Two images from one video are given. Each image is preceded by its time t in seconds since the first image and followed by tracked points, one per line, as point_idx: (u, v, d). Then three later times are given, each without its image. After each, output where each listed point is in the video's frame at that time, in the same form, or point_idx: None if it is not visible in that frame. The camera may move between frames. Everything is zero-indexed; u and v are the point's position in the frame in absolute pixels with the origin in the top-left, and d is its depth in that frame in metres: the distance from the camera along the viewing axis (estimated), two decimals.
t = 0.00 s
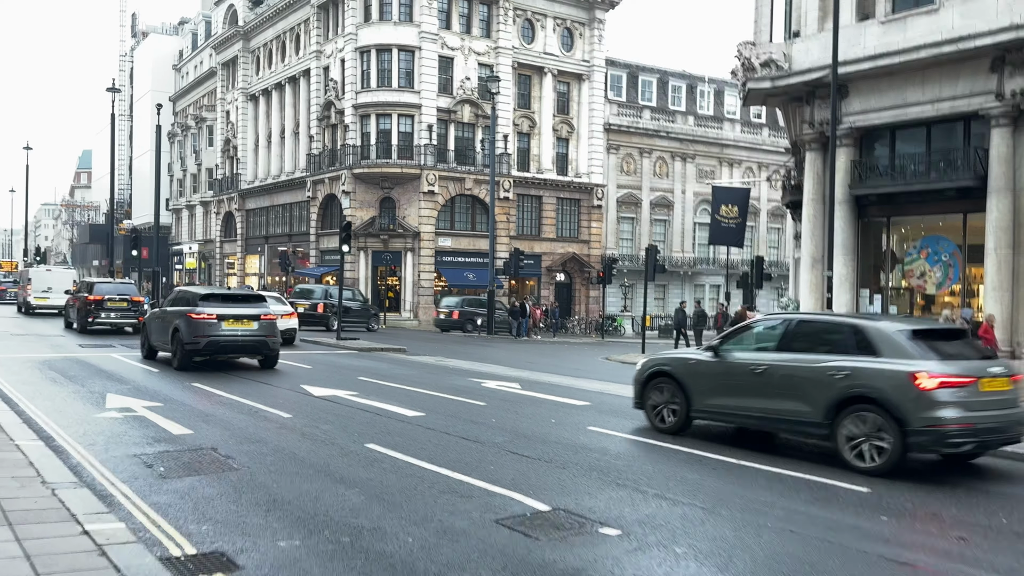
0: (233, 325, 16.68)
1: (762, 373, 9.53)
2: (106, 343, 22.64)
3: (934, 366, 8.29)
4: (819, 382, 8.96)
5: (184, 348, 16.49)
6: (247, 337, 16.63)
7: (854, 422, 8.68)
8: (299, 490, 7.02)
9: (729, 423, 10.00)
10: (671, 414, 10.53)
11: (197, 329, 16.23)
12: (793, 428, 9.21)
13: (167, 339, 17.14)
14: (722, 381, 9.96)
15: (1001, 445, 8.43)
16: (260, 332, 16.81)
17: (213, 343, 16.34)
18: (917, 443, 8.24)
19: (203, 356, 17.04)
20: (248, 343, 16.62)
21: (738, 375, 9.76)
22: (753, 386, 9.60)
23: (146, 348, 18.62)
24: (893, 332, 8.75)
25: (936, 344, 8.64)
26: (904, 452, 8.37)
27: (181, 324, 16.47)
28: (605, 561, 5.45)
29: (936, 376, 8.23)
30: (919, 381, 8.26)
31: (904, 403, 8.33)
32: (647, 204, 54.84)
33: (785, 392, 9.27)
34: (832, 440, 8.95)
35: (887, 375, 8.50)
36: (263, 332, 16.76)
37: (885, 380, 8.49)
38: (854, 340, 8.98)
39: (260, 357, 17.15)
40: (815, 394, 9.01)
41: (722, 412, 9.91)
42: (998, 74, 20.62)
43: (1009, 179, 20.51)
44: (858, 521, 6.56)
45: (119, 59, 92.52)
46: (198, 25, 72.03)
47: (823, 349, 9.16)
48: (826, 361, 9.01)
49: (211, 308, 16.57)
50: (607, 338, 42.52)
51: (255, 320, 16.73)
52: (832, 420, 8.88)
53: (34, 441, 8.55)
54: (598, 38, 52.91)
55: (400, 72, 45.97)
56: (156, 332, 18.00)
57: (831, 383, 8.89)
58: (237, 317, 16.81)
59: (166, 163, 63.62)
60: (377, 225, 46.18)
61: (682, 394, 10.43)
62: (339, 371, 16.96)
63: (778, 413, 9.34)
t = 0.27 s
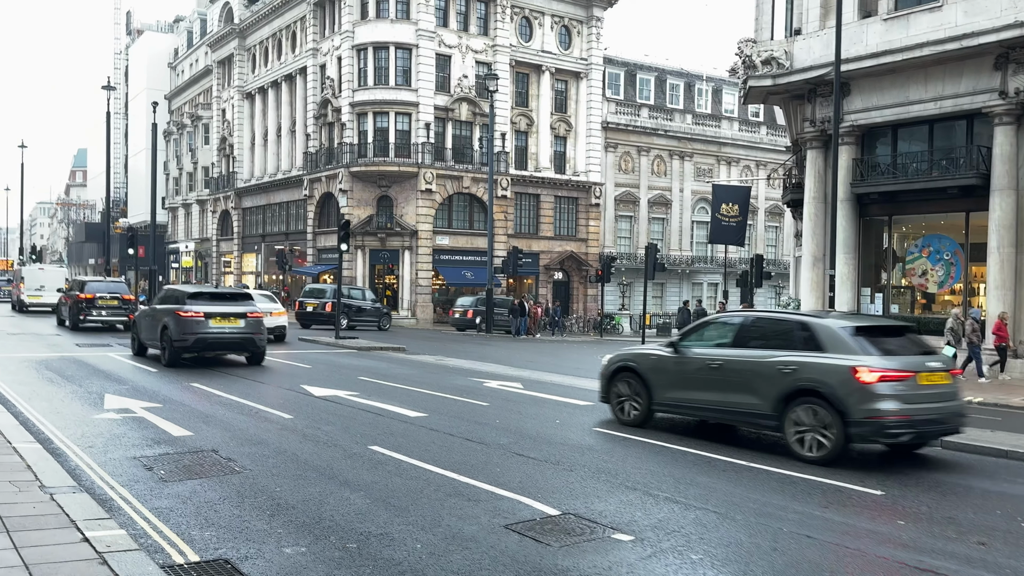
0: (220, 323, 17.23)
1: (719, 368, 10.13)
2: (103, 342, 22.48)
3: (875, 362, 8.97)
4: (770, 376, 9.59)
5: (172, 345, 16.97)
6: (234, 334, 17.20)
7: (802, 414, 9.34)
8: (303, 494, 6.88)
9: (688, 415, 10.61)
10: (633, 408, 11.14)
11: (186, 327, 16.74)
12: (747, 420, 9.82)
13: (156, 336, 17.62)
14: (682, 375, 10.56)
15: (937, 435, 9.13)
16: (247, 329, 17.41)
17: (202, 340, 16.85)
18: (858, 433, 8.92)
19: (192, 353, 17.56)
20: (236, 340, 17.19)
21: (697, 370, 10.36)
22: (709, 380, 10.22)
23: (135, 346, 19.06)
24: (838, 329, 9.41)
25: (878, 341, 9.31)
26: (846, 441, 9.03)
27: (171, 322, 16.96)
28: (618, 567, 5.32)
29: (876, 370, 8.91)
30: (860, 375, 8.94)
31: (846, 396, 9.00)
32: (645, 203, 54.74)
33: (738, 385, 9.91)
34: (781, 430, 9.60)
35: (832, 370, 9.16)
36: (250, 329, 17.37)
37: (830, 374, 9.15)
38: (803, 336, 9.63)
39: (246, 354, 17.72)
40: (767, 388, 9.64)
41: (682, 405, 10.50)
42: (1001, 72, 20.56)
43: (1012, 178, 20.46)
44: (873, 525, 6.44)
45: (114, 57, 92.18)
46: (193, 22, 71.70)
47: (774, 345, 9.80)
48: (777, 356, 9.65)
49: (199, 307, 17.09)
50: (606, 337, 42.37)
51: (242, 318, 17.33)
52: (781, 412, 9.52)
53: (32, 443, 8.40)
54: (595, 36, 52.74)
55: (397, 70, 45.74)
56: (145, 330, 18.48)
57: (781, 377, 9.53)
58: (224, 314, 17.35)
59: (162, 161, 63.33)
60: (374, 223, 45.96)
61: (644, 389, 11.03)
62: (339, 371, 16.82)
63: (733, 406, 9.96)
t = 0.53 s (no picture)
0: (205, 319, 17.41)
1: (671, 360, 10.40)
2: (100, 341, 22.24)
3: (812, 353, 9.18)
4: (716, 368, 9.84)
5: (160, 341, 17.20)
6: (221, 330, 17.37)
7: (746, 405, 9.57)
8: (311, 497, 6.68)
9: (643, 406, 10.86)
10: (592, 399, 11.42)
11: (171, 323, 16.95)
12: (696, 411, 10.07)
13: (145, 332, 17.88)
14: (638, 368, 10.82)
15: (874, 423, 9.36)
16: (232, 326, 17.54)
17: (188, 336, 17.04)
18: (797, 422, 9.11)
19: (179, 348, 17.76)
20: (222, 335, 17.36)
21: (652, 362, 10.62)
22: (661, 372, 10.48)
23: (126, 340, 19.33)
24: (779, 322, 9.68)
25: (818, 334, 9.53)
26: (786, 430, 9.23)
27: (157, 318, 17.19)
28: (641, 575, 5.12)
29: (812, 361, 9.12)
30: (798, 367, 9.16)
31: (786, 386, 9.21)
32: (644, 201, 54.59)
33: (688, 376, 10.15)
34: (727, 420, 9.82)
35: (773, 361, 9.38)
36: (235, 326, 17.50)
37: (771, 366, 9.37)
38: (749, 330, 9.87)
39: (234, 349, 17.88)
40: (713, 379, 9.88)
41: (638, 397, 10.75)
42: (1006, 68, 20.43)
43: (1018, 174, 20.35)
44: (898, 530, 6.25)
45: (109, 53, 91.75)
46: (189, 19, 71.35)
47: (721, 338, 10.04)
48: (724, 348, 9.89)
49: (186, 303, 17.26)
50: (606, 335, 42.21)
51: (228, 315, 17.46)
52: (726, 401, 9.76)
53: (30, 445, 8.19)
54: (594, 33, 52.55)
55: (395, 67, 45.53)
56: (135, 324, 18.74)
57: (727, 368, 9.76)
58: (210, 310, 17.51)
59: (158, 158, 62.98)
60: (372, 220, 45.68)
61: (602, 381, 11.30)
62: (339, 369, 16.62)
63: (684, 397, 10.19)
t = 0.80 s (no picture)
0: (195, 315, 18.05)
1: (637, 355, 10.76)
2: (98, 339, 22.07)
3: (767, 346, 9.55)
4: (679, 361, 10.20)
5: (150, 336, 17.81)
6: (208, 327, 17.97)
7: (705, 397, 9.95)
8: (320, 501, 6.52)
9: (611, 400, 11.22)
10: (562, 393, 11.78)
11: (161, 318, 17.58)
12: (660, 403, 10.44)
13: (135, 328, 18.49)
14: (606, 362, 11.17)
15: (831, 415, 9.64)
16: (220, 322, 18.17)
17: (177, 332, 17.66)
18: (753, 413, 9.49)
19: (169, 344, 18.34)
20: (210, 332, 17.94)
21: (619, 357, 10.98)
22: (628, 366, 10.85)
23: (117, 336, 19.88)
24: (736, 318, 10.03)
25: (773, 328, 9.90)
26: (743, 420, 9.61)
27: (147, 314, 17.82)
28: None
29: (767, 354, 9.49)
30: (751, 360, 9.54)
31: (742, 378, 9.59)
32: (643, 198, 54.48)
33: (652, 370, 10.52)
34: (688, 412, 10.20)
35: (730, 355, 9.74)
36: (223, 322, 18.13)
37: (728, 359, 9.74)
38: (708, 325, 10.22)
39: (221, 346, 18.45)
40: (675, 372, 10.26)
41: (607, 390, 11.10)
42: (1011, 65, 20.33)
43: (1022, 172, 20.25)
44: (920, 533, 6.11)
45: (105, 50, 91.42)
46: (186, 15, 71.07)
47: (683, 333, 10.41)
48: (685, 343, 10.27)
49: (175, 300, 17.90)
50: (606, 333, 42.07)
51: (217, 311, 18.11)
52: (687, 394, 10.13)
53: (30, 447, 8.01)
54: (593, 30, 52.38)
55: (394, 63, 45.37)
56: (126, 321, 19.34)
57: (688, 362, 10.13)
58: (199, 307, 18.13)
59: (155, 156, 62.72)
60: (370, 218, 45.46)
61: (572, 375, 11.67)
62: (340, 368, 16.48)
63: (649, 391, 10.56)
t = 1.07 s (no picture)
0: (181, 312, 18.30)
1: (598, 349, 11.03)
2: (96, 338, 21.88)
3: (719, 341, 9.80)
4: (637, 355, 10.47)
5: (139, 332, 18.12)
6: (196, 322, 18.24)
7: (661, 390, 10.21)
8: (332, 507, 6.32)
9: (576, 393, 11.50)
10: (530, 386, 12.07)
11: (148, 315, 17.86)
12: (620, 395, 10.71)
13: (125, 324, 18.83)
14: (571, 354, 11.45)
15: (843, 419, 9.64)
16: (207, 318, 18.43)
17: (165, 327, 17.97)
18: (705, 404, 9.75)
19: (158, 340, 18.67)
20: (197, 327, 18.23)
21: (582, 350, 11.25)
22: (590, 360, 11.12)
23: (108, 332, 20.22)
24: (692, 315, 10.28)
25: (727, 324, 10.17)
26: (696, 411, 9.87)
27: (136, 311, 18.09)
28: None
29: (719, 347, 9.74)
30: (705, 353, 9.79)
31: (695, 372, 9.85)
32: (642, 196, 54.32)
33: (612, 363, 10.80)
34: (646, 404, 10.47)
35: (685, 349, 10.00)
36: (210, 318, 18.38)
37: (684, 354, 9.99)
38: (666, 321, 10.46)
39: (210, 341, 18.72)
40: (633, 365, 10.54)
41: (572, 382, 11.37)
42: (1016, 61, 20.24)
43: None
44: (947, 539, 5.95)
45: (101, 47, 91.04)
46: (182, 11, 70.72)
47: (642, 327, 10.66)
48: (643, 337, 10.53)
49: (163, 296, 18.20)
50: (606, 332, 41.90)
51: (204, 307, 18.38)
52: (645, 386, 10.39)
53: (31, 450, 7.80)
54: (591, 27, 52.18)
55: (391, 60, 45.14)
56: (115, 318, 19.65)
57: (645, 355, 10.40)
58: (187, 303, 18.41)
59: (151, 153, 62.43)
60: (368, 215, 45.23)
61: (539, 369, 11.94)
62: (341, 367, 16.28)
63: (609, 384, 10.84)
